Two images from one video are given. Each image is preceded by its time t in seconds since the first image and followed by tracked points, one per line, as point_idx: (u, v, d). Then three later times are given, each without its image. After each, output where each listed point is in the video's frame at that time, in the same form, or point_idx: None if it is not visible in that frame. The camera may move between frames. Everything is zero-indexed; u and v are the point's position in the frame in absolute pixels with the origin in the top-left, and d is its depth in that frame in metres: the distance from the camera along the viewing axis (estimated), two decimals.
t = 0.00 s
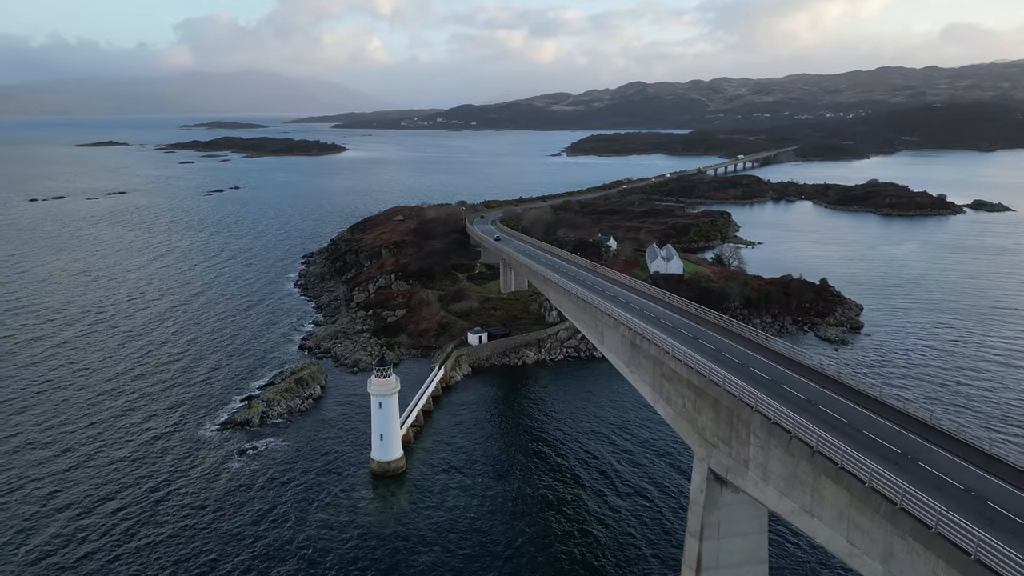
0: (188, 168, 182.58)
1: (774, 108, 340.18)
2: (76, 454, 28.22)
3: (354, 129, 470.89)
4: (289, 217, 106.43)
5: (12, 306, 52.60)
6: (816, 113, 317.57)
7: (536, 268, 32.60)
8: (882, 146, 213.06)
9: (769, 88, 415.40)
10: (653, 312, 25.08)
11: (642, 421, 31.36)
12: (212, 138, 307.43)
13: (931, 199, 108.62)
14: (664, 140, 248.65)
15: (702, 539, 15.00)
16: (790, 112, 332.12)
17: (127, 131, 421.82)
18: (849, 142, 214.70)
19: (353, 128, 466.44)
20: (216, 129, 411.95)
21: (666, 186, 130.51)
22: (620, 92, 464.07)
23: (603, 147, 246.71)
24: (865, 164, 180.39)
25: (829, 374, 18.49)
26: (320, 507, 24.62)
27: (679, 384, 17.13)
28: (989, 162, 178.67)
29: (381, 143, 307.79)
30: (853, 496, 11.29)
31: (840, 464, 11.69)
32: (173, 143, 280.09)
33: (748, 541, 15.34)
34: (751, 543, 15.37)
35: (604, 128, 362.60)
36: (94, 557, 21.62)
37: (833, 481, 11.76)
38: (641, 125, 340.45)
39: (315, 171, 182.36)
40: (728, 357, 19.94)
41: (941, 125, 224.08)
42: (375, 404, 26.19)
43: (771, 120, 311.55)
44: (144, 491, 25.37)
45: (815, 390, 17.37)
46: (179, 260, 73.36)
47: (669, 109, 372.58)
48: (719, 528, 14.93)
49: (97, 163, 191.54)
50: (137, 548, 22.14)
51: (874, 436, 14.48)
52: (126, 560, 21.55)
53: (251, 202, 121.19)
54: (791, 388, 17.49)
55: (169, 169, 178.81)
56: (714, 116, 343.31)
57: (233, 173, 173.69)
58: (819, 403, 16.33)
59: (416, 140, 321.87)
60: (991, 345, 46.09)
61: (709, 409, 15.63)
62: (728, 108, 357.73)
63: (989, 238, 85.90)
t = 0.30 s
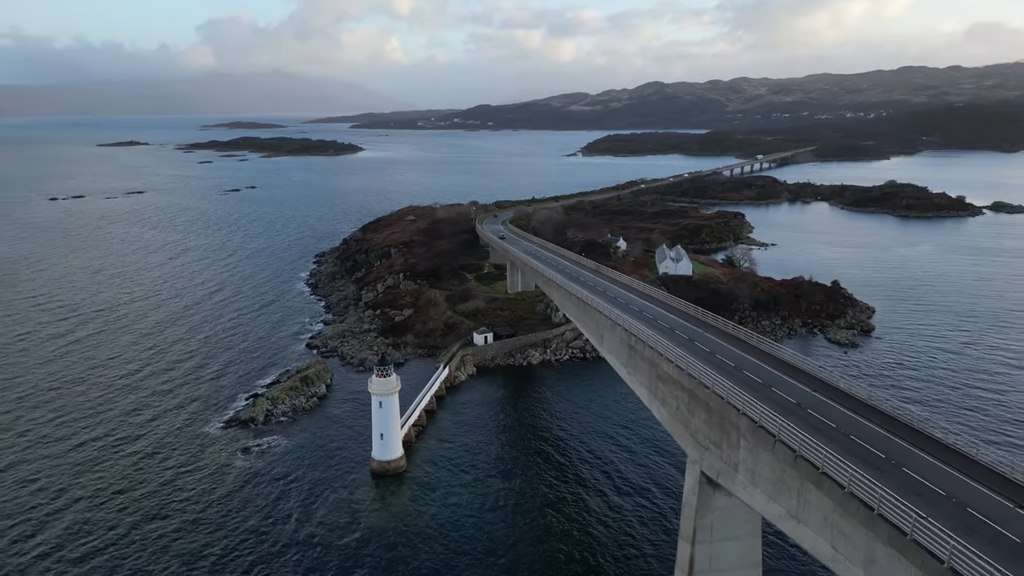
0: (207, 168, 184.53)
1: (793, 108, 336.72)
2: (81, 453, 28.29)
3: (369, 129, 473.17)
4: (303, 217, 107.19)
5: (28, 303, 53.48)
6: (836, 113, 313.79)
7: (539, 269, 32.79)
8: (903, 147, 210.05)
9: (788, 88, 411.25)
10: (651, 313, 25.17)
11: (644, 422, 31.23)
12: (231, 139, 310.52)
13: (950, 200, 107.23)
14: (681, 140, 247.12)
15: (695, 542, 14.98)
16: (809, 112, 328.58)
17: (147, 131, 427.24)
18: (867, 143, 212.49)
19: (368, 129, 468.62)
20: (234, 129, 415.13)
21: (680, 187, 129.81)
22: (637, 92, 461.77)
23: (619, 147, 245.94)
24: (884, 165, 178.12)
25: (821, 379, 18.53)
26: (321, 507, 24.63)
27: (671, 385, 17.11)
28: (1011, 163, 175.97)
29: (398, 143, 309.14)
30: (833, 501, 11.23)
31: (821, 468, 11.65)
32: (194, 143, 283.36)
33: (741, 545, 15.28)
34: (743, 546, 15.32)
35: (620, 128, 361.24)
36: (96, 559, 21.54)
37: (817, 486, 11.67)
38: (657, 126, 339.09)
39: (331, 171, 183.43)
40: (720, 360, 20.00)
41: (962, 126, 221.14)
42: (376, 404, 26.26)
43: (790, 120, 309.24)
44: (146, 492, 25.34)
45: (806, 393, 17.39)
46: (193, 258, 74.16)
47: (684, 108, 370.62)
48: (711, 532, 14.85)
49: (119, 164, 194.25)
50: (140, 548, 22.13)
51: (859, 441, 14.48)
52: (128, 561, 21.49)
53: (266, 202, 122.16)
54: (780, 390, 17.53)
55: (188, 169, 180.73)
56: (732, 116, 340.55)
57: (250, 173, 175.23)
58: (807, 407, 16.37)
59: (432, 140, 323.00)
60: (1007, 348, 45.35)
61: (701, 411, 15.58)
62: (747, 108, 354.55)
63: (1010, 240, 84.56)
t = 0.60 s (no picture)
0: (226, 167, 186.24)
1: (812, 108, 333.03)
2: (88, 450, 28.49)
3: (384, 129, 474.91)
4: (318, 216, 107.89)
5: (45, 300, 54.34)
6: (856, 113, 309.95)
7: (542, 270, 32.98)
8: (923, 148, 207.09)
9: (806, 88, 407.02)
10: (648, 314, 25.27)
11: (646, 424, 31.13)
12: (250, 139, 313.33)
13: (969, 201, 105.72)
14: (699, 140, 245.33)
15: (687, 545, 15.10)
16: (829, 111, 324.85)
17: (166, 131, 431.80)
18: (886, 143, 210.09)
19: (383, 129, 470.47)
20: (252, 130, 418.13)
21: (695, 187, 128.99)
22: (654, 91, 459.15)
23: (637, 147, 244.93)
24: (903, 165, 175.85)
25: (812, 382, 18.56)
26: (323, 506, 24.71)
27: (663, 387, 17.15)
28: None
29: (414, 143, 310.21)
30: (812, 505, 11.18)
31: (800, 472, 11.62)
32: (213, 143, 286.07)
33: (733, 548, 15.44)
34: (736, 549, 15.49)
35: (636, 127, 359.55)
36: (100, 557, 21.63)
37: (797, 491, 11.62)
38: (673, 126, 337.47)
39: (347, 170, 184.48)
40: (713, 363, 20.07)
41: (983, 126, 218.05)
42: (376, 402, 26.35)
43: (808, 120, 306.19)
44: (151, 490, 25.44)
45: (796, 396, 17.42)
46: (207, 257, 74.95)
47: (700, 108, 368.28)
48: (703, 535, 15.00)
49: (140, 163, 196.82)
50: (143, 547, 22.17)
51: (844, 444, 14.50)
52: (131, 559, 21.56)
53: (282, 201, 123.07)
54: (770, 393, 17.58)
55: (207, 168, 182.54)
56: (751, 116, 337.64)
57: (268, 172, 176.58)
58: (796, 410, 16.41)
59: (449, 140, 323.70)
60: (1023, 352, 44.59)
61: (690, 413, 15.59)
62: (766, 108, 351.15)
63: None
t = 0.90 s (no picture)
0: (244, 167, 187.87)
1: (832, 108, 328.77)
2: (96, 446, 28.85)
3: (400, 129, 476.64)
4: (334, 216, 108.57)
5: (64, 297, 55.26)
6: (877, 113, 305.51)
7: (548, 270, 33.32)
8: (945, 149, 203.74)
9: (826, 88, 402.03)
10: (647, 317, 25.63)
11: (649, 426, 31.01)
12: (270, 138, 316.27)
13: (991, 203, 104.06)
14: (717, 140, 243.18)
15: (679, 549, 15.16)
16: (850, 111, 320.47)
17: (185, 131, 436.67)
18: (908, 143, 207.25)
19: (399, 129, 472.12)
20: (270, 130, 421.09)
21: (711, 188, 127.99)
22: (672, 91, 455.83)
23: (654, 147, 243.63)
24: (925, 166, 173.15)
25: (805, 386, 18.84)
26: (326, 503, 24.86)
27: (657, 390, 17.41)
28: None
29: (432, 143, 311.28)
30: (793, 511, 11.32)
31: (782, 477, 11.72)
32: (233, 142, 288.93)
33: (726, 553, 15.38)
34: (729, 554, 15.44)
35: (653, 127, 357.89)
36: (107, 552, 21.85)
37: (781, 497, 11.72)
38: (690, 126, 335.58)
39: (363, 170, 185.51)
40: (708, 365, 20.35)
41: (1008, 127, 214.45)
42: (378, 401, 26.48)
43: (828, 120, 302.83)
44: (160, 487, 25.69)
45: (788, 400, 17.65)
46: (222, 256, 75.73)
47: (717, 108, 365.73)
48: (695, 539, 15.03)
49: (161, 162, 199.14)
50: (149, 543, 22.34)
51: (830, 450, 14.72)
52: (138, 555, 21.77)
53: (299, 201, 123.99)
54: (761, 397, 17.87)
55: (226, 168, 184.43)
56: (770, 116, 334.09)
57: (285, 172, 177.87)
58: (785, 414, 16.70)
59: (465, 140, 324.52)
60: None
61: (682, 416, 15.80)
62: (786, 108, 347.30)
63: None
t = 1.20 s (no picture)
0: (266, 166, 189.78)
1: (857, 107, 323.10)
2: (109, 442, 29.30)
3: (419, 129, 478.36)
4: (352, 215, 109.27)
5: (86, 294, 56.42)
6: (904, 113, 299.63)
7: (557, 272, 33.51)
8: (973, 150, 199.35)
9: (851, 87, 395.37)
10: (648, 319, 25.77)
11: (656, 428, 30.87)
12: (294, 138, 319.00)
13: (1019, 205, 101.68)
14: (740, 140, 240.20)
15: (675, 553, 15.34)
16: (878, 111, 314.51)
17: (208, 131, 442.07)
18: (934, 143, 203.32)
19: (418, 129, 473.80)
20: (291, 130, 424.68)
21: (730, 188, 126.65)
22: (693, 91, 451.62)
23: (674, 148, 241.64)
24: (952, 167, 169.77)
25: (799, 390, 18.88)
26: (331, 500, 25.06)
27: (651, 393, 17.57)
28: None
29: (452, 142, 312.01)
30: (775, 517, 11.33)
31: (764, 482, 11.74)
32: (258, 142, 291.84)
33: (721, 558, 15.55)
34: (726, 559, 15.60)
35: (673, 127, 355.37)
36: (118, 547, 22.19)
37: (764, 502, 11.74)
38: (711, 125, 332.66)
39: (382, 170, 186.50)
40: (703, 369, 20.48)
41: None
42: (382, 401, 26.62)
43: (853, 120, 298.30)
44: (170, 482, 26.04)
45: (780, 404, 17.72)
46: (241, 254, 76.59)
47: (738, 108, 362.14)
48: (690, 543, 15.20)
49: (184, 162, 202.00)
50: (158, 538, 22.65)
51: (818, 455, 14.79)
52: (151, 549, 22.11)
53: (318, 200, 125.01)
54: (753, 401, 17.96)
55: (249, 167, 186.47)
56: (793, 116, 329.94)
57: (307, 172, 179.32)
58: (776, 418, 16.78)
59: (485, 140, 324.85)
60: None
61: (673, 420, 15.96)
62: (810, 108, 341.99)
63: None
